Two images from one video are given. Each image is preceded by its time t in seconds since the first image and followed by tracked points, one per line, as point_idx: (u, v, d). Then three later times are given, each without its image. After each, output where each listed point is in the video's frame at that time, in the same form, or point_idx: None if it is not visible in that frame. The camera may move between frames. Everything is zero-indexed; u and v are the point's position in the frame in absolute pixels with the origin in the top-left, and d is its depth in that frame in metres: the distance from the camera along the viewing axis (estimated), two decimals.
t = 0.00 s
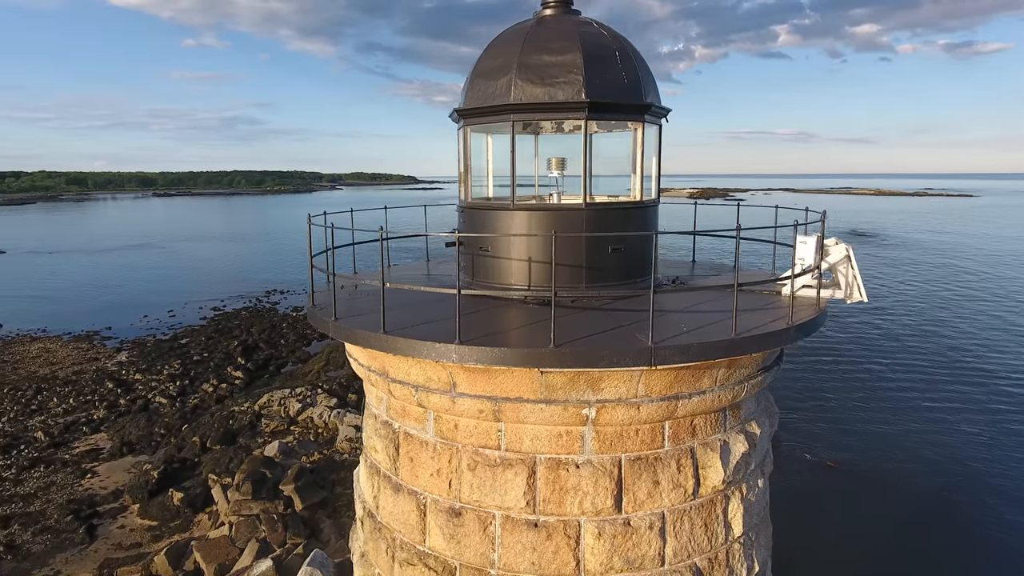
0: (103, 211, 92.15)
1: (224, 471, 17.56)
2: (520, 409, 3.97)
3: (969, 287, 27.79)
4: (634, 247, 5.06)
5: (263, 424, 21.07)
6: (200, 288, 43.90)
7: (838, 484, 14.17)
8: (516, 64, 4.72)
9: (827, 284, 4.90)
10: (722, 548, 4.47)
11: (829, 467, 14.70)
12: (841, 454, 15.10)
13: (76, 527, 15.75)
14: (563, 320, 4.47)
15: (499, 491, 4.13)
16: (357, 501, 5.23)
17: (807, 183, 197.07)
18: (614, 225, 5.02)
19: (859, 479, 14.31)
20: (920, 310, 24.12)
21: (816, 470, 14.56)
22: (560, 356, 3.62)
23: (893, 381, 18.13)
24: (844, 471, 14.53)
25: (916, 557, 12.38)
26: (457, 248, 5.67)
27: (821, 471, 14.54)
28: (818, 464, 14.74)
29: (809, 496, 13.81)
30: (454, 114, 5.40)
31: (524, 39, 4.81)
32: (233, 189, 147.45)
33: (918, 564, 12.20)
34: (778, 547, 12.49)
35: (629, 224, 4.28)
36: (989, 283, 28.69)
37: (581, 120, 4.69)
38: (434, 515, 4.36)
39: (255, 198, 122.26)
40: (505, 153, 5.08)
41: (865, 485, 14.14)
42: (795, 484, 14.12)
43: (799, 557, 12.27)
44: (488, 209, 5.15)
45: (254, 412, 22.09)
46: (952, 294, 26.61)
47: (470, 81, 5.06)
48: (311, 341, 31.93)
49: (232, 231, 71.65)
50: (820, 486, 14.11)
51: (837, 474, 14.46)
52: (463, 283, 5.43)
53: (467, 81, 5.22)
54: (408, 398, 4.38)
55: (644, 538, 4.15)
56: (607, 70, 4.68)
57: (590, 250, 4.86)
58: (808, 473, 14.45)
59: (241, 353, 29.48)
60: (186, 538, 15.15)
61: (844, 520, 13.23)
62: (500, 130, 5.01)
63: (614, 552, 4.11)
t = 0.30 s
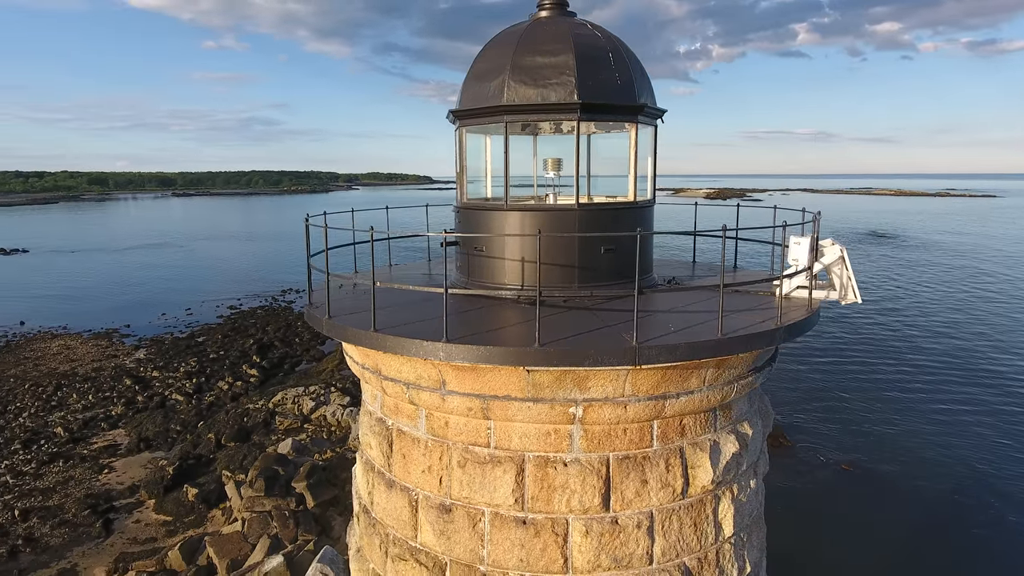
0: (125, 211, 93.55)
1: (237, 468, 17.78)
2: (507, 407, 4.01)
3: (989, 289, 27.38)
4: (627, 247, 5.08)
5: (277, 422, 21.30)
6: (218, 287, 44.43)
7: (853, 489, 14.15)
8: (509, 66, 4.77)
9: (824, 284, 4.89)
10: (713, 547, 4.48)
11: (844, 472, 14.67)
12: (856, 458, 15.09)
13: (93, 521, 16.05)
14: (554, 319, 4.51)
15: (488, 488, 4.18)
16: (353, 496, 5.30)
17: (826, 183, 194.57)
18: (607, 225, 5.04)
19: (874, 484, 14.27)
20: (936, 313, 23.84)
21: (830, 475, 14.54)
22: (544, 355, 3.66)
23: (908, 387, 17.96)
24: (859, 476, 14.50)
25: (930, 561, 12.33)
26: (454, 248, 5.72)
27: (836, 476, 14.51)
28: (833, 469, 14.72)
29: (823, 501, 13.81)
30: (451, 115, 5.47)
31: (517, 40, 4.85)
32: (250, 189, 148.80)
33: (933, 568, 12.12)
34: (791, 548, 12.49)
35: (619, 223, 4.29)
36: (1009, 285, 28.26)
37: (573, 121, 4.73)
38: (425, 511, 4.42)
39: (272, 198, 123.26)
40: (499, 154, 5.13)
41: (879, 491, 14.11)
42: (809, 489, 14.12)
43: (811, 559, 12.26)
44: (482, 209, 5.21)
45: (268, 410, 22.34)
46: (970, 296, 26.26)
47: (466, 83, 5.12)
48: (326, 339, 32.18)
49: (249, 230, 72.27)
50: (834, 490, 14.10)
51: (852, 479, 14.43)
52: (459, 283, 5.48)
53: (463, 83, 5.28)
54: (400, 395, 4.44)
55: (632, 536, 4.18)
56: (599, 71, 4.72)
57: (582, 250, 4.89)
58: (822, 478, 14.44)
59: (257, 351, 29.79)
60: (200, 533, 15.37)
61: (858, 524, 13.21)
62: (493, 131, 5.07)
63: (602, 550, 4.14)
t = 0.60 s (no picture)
0: (144, 211, 94.75)
1: (249, 464, 17.97)
2: (494, 405, 4.06)
3: (1008, 292, 26.98)
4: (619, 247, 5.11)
5: (290, 420, 21.51)
6: (234, 286, 44.89)
7: (867, 492, 14.01)
8: (502, 67, 4.82)
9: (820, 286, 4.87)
10: (701, 547, 4.50)
11: (858, 475, 14.52)
12: (871, 461, 14.92)
13: (109, 515, 16.31)
14: (543, 317, 4.54)
15: (476, 484, 4.23)
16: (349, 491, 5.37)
17: (844, 184, 192.61)
18: (599, 226, 5.07)
19: (889, 488, 14.12)
20: (953, 315, 23.56)
21: (844, 478, 14.40)
22: (527, 353, 3.71)
23: (921, 390, 17.76)
24: (874, 479, 14.35)
25: (946, 565, 12.19)
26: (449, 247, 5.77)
27: (850, 479, 14.36)
28: (847, 472, 14.57)
29: (837, 504, 13.69)
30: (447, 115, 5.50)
31: (510, 42, 4.89)
32: (267, 189, 150.04)
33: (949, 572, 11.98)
34: (803, 551, 12.40)
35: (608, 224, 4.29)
36: None
37: (565, 122, 4.76)
38: (415, 507, 4.48)
39: (288, 198, 124.23)
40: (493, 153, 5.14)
41: (894, 494, 13.95)
42: (822, 493, 14.00)
43: (824, 562, 12.16)
44: (475, 210, 5.25)
45: (281, 408, 22.57)
46: (989, 298, 25.90)
47: (461, 84, 5.18)
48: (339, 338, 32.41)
49: (265, 230, 72.88)
50: (848, 494, 13.97)
51: (867, 482, 14.28)
52: (454, 282, 5.53)
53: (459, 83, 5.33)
54: (391, 393, 4.50)
55: (618, 534, 4.20)
56: (591, 73, 4.75)
57: (574, 250, 4.92)
58: (835, 481, 14.31)
59: (271, 349, 30.08)
60: (213, 528, 15.57)
61: (872, 527, 13.09)
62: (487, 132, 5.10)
63: (589, 549, 4.17)
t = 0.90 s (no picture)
0: (163, 210, 95.95)
1: (261, 460, 18.17)
2: (481, 402, 4.12)
3: None
4: (609, 247, 5.14)
5: (303, 417, 21.71)
6: (250, 285, 45.34)
7: (883, 497, 13.89)
8: (494, 68, 4.86)
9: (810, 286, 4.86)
10: (690, 546, 4.51)
11: (874, 479, 14.41)
12: (885, 464, 14.81)
13: (124, 510, 16.59)
14: (532, 316, 4.58)
15: (464, 480, 4.28)
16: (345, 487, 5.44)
17: (862, 185, 190.40)
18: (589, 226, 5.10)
19: (906, 492, 14.00)
20: (971, 318, 23.27)
21: (860, 482, 14.30)
22: (510, 351, 3.75)
23: (935, 394, 17.58)
24: (890, 484, 14.24)
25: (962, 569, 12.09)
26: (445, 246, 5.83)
27: (866, 483, 14.26)
28: (862, 476, 14.47)
29: (853, 508, 13.59)
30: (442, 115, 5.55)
31: (503, 43, 4.94)
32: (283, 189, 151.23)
33: None
34: (819, 554, 12.33)
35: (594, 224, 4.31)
36: None
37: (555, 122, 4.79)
38: (405, 503, 4.54)
39: (304, 198, 125.10)
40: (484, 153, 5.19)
41: (911, 499, 13.83)
42: (835, 495, 13.94)
43: (840, 564, 12.08)
44: (468, 209, 5.30)
45: (295, 405, 22.78)
46: (1008, 301, 25.54)
47: (456, 85, 5.24)
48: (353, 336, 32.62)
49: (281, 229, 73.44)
50: (864, 498, 13.87)
51: (883, 486, 14.17)
52: (448, 281, 5.59)
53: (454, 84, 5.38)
54: (382, 390, 4.56)
55: (605, 532, 4.23)
56: (582, 73, 4.78)
57: (565, 249, 4.96)
58: (851, 485, 14.21)
59: (286, 347, 30.37)
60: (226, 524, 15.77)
61: (888, 531, 13.00)
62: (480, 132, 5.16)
63: (575, 545, 4.20)
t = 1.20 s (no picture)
0: (180, 211, 97.03)
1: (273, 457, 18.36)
2: (467, 400, 4.17)
3: None
4: (601, 247, 5.17)
5: (315, 415, 21.89)
6: (265, 284, 45.76)
7: (899, 500, 13.73)
8: (486, 69, 4.92)
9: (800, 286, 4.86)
10: (677, 545, 4.52)
11: (889, 483, 14.24)
12: (899, 468, 14.65)
13: (139, 505, 16.85)
14: (521, 315, 4.62)
15: (451, 477, 4.33)
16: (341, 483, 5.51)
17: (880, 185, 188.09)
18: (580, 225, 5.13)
19: (921, 496, 13.82)
20: (988, 320, 22.97)
21: (875, 486, 14.14)
22: (493, 350, 3.80)
23: (950, 397, 17.39)
24: (905, 487, 14.06)
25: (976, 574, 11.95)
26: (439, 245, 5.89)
27: (880, 487, 14.09)
28: (877, 480, 14.30)
29: (867, 512, 13.45)
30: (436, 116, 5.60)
31: (496, 44, 4.99)
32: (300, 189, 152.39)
33: None
34: (831, 557, 12.24)
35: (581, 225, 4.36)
36: None
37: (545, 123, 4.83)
38: (395, 498, 4.60)
39: (320, 198, 125.98)
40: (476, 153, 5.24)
41: (927, 503, 13.66)
42: (847, 498, 13.82)
43: (852, 567, 12.01)
44: (461, 208, 5.36)
45: (307, 403, 22.98)
46: None
47: (449, 86, 5.30)
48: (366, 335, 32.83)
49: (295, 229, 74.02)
50: (880, 502, 13.72)
51: (899, 490, 14.00)
52: (443, 279, 5.65)
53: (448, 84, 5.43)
54: (374, 387, 4.63)
55: (590, 530, 4.26)
56: (573, 74, 4.81)
57: (556, 249, 5.00)
58: (865, 489, 14.06)
59: (300, 346, 30.64)
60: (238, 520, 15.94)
61: (903, 536, 12.86)
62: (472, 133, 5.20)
63: (560, 543, 4.24)
